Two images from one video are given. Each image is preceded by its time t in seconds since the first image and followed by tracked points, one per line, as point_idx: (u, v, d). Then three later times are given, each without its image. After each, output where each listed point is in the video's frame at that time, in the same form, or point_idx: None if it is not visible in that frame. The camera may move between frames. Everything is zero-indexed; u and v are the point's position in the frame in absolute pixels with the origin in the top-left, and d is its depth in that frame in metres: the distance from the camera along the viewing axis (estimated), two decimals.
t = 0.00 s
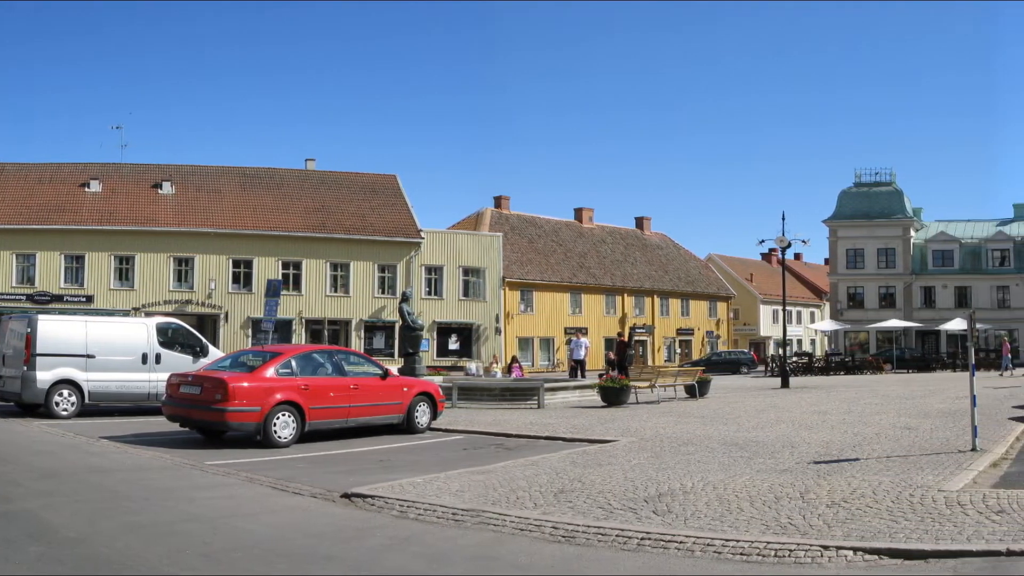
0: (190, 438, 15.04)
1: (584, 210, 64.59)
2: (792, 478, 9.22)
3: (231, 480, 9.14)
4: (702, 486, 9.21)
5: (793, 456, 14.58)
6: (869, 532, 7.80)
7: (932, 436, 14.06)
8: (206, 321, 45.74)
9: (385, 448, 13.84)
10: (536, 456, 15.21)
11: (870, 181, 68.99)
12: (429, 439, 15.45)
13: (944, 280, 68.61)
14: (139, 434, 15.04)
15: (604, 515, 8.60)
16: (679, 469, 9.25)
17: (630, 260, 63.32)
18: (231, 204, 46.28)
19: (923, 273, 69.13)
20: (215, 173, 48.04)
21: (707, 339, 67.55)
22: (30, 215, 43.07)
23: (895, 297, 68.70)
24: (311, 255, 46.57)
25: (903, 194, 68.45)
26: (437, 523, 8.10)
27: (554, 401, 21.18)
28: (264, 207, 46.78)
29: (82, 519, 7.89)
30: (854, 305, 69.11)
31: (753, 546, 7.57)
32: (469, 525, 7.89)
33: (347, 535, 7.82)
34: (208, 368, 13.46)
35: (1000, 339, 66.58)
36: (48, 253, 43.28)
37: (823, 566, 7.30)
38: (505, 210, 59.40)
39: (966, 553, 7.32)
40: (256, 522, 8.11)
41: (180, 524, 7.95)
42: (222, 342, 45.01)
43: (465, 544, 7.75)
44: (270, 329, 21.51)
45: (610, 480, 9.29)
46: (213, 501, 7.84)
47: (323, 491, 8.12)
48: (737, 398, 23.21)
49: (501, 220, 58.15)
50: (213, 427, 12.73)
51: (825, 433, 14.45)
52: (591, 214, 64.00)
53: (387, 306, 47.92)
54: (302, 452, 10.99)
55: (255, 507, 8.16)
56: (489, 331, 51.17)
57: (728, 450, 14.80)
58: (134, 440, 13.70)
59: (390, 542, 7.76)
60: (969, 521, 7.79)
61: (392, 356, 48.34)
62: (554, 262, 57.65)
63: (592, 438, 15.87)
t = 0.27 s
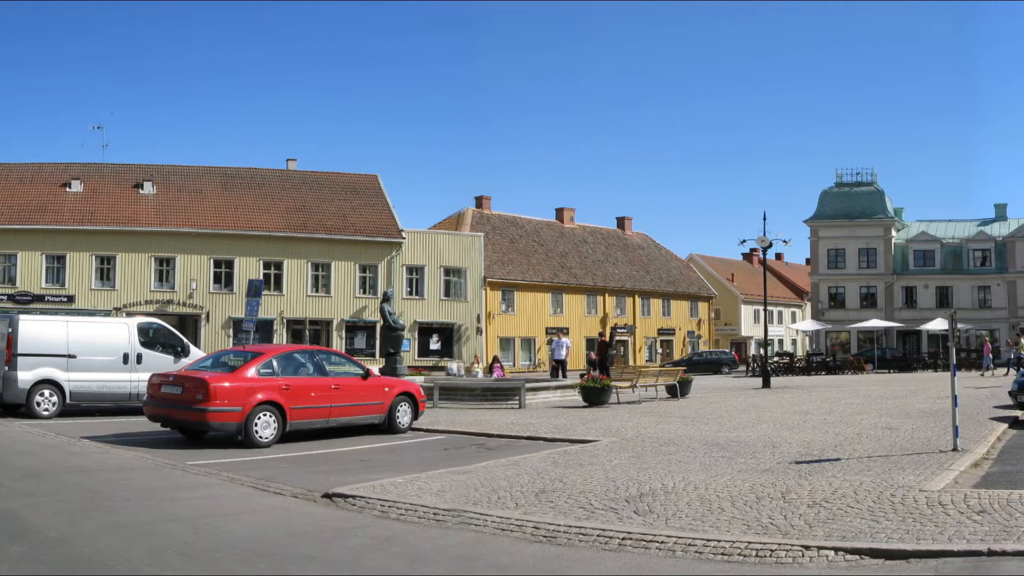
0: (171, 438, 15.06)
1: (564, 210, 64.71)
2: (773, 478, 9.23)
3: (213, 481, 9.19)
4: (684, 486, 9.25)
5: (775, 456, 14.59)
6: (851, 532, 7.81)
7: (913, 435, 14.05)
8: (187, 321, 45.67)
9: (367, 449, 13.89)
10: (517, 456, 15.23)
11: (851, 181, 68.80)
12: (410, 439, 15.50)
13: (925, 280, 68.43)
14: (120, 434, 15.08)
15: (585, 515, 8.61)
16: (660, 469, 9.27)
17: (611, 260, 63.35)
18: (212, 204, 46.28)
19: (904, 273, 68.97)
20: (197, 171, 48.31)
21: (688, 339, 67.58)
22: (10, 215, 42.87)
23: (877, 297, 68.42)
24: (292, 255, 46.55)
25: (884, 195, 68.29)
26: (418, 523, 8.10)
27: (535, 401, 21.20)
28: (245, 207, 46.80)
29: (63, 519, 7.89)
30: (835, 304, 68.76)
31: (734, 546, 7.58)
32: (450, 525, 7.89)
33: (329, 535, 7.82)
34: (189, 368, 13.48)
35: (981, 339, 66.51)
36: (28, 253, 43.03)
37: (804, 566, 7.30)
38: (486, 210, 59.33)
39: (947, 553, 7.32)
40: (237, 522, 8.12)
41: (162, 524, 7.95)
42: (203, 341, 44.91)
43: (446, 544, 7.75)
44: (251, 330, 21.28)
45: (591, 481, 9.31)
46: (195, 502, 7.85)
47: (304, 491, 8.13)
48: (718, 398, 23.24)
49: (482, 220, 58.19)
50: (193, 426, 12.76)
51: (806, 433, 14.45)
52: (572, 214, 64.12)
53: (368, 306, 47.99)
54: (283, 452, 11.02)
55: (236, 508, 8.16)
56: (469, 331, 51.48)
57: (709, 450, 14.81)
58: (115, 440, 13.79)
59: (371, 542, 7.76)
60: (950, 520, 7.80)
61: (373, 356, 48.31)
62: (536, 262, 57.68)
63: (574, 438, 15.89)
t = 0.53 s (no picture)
0: (153, 438, 15.07)
1: (546, 210, 64.74)
2: (755, 477, 9.24)
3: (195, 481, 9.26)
4: (665, 486, 9.22)
5: (756, 456, 14.60)
6: (832, 532, 7.81)
7: (894, 436, 14.07)
8: (169, 321, 45.68)
9: (349, 449, 13.91)
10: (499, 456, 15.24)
11: (833, 180, 68.71)
12: (392, 439, 15.54)
13: (906, 280, 68.40)
14: (101, 434, 15.12)
15: (567, 515, 8.60)
16: (641, 469, 9.29)
17: (593, 260, 63.42)
18: (194, 204, 46.29)
19: (886, 273, 68.90)
20: (179, 171, 48.22)
21: (670, 339, 67.68)
22: None
23: (858, 296, 68.34)
24: (273, 255, 46.58)
25: (865, 195, 68.27)
26: (399, 523, 8.10)
27: (517, 401, 21.21)
28: (228, 207, 46.83)
29: (44, 519, 7.88)
30: (816, 305, 68.72)
31: (716, 546, 7.57)
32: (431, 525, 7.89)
33: (310, 536, 7.82)
34: (170, 368, 13.50)
35: (962, 339, 66.63)
36: (9, 254, 42.87)
37: (785, 566, 7.30)
38: (467, 209, 59.32)
39: (929, 553, 7.32)
40: (218, 522, 8.13)
41: (143, 524, 7.95)
42: (185, 341, 44.92)
43: (427, 544, 7.75)
44: (233, 329, 21.40)
45: (572, 480, 9.32)
46: (177, 502, 7.85)
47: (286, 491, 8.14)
48: (700, 398, 23.29)
49: (464, 220, 58.21)
50: (175, 427, 12.78)
51: (787, 433, 14.46)
52: (553, 214, 64.18)
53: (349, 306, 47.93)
54: (265, 452, 11.04)
55: (218, 507, 8.17)
56: (451, 331, 51.35)
57: (690, 450, 14.83)
58: (96, 440, 13.86)
59: (352, 542, 7.76)
60: (932, 521, 7.80)
61: (355, 356, 48.32)
62: (518, 262, 57.80)
63: (554, 438, 15.92)
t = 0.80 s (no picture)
0: (134, 438, 15.08)
1: (527, 210, 64.67)
2: (736, 478, 9.25)
3: (176, 481, 9.28)
4: (646, 486, 9.23)
5: (737, 456, 14.61)
6: (813, 532, 7.81)
7: (876, 436, 14.08)
8: (149, 321, 45.62)
9: (331, 449, 13.94)
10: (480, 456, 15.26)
11: (814, 180, 68.54)
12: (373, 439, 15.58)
13: (887, 280, 68.13)
14: (82, 434, 15.15)
15: (548, 515, 8.61)
16: (621, 469, 9.30)
17: (574, 260, 63.43)
18: (175, 204, 46.24)
19: (867, 273, 68.57)
20: (161, 172, 48.20)
21: (651, 339, 67.59)
22: None
23: (840, 296, 67.97)
24: (254, 255, 46.66)
25: (847, 195, 68.14)
26: (381, 523, 8.11)
27: (498, 401, 21.21)
28: (209, 207, 46.81)
29: (26, 519, 7.88)
30: (797, 305, 68.29)
31: (697, 547, 7.57)
32: (412, 525, 7.90)
33: (291, 535, 7.83)
34: (152, 368, 13.52)
35: (943, 339, 66.46)
36: None
37: (766, 566, 7.30)
38: (448, 210, 59.31)
39: (909, 553, 7.32)
40: (199, 522, 8.14)
41: (125, 524, 7.96)
42: (165, 341, 44.82)
43: (408, 544, 7.75)
44: (213, 329, 21.20)
45: (553, 481, 9.32)
46: (159, 502, 7.86)
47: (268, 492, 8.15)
48: (681, 399, 23.29)
49: (445, 220, 58.20)
50: (156, 426, 12.81)
51: (769, 433, 14.47)
52: (534, 214, 64.22)
53: (331, 306, 48.10)
54: (246, 452, 11.07)
55: (200, 507, 8.18)
56: (432, 331, 51.62)
57: (672, 450, 14.84)
58: (77, 440, 13.94)
59: (333, 542, 7.77)
60: (913, 521, 7.79)
61: (335, 356, 48.28)
62: (499, 262, 57.73)
63: (536, 439, 15.95)
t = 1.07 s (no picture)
0: (115, 438, 15.11)
1: (508, 210, 64.67)
2: (717, 478, 9.28)
3: (158, 481, 9.29)
4: (627, 486, 9.25)
5: (719, 456, 14.63)
6: (795, 532, 7.81)
7: (857, 435, 14.09)
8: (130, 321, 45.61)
9: (311, 449, 13.95)
10: (461, 456, 15.30)
11: (796, 181, 68.42)
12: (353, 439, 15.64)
13: (869, 280, 67.96)
14: (63, 434, 15.20)
15: (529, 515, 8.62)
16: (603, 469, 9.29)
17: (555, 260, 63.64)
18: (157, 204, 46.16)
19: (848, 273, 68.48)
20: (143, 171, 48.01)
21: (632, 339, 67.82)
22: None
23: (820, 297, 68.14)
24: (236, 255, 46.61)
25: (828, 195, 67.99)
26: (363, 523, 8.11)
27: (479, 401, 21.25)
28: (190, 207, 46.73)
29: (6, 519, 7.86)
30: (779, 305, 68.56)
31: (678, 546, 7.57)
32: (393, 525, 7.89)
33: (272, 535, 7.82)
34: (133, 369, 13.57)
35: (925, 339, 66.46)
36: None
37: (748, 566, 7.29)
38: (430, 209, 59.35)
39: (891, 553, 7.32)
40: (181, 522, 8.14)
41: (106, 524, 7.96)
42: (147, 342, 44.85)
43: (389, 544, 7.75)
44: (195, 328, 21.24)
45: (535, 480, 9.31)
46: (141, 502, 7.87)
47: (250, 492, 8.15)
48: (662, 398, 23.35)
49: (426, 220, 58.23)
50: (137, 427, 12.85)
51: (750, 433, 14.48)
52: (515, 214, 64.29)
53: (312, 306, 48.12)
54: (227, 452, 11.11)
55: (181, 507, 8.18)
56: (413, 331, 51.74)
57: (653, 450, 14.87)
58: (57, 440, 14.00)
59: (315, 542, 7.76)
60: (894, 521, 7.80)
61: (317, 356, 48.59)
62: (480, 262, 57.94)
63: (517, 438, 15.98)
